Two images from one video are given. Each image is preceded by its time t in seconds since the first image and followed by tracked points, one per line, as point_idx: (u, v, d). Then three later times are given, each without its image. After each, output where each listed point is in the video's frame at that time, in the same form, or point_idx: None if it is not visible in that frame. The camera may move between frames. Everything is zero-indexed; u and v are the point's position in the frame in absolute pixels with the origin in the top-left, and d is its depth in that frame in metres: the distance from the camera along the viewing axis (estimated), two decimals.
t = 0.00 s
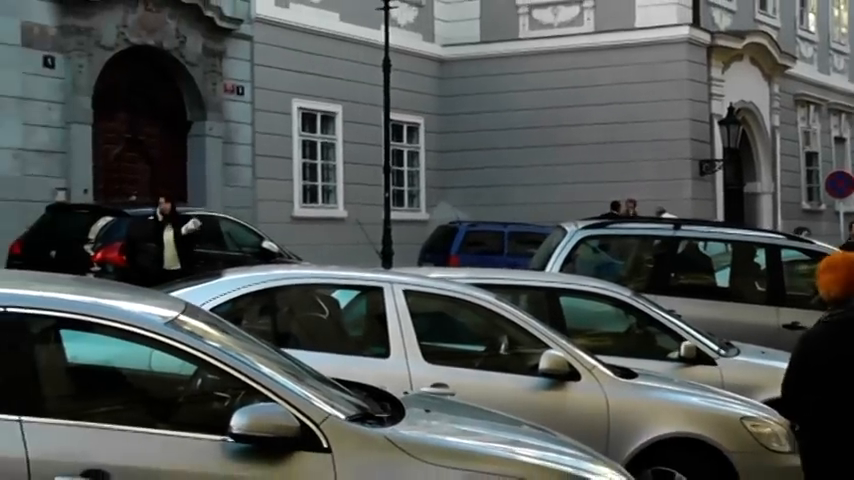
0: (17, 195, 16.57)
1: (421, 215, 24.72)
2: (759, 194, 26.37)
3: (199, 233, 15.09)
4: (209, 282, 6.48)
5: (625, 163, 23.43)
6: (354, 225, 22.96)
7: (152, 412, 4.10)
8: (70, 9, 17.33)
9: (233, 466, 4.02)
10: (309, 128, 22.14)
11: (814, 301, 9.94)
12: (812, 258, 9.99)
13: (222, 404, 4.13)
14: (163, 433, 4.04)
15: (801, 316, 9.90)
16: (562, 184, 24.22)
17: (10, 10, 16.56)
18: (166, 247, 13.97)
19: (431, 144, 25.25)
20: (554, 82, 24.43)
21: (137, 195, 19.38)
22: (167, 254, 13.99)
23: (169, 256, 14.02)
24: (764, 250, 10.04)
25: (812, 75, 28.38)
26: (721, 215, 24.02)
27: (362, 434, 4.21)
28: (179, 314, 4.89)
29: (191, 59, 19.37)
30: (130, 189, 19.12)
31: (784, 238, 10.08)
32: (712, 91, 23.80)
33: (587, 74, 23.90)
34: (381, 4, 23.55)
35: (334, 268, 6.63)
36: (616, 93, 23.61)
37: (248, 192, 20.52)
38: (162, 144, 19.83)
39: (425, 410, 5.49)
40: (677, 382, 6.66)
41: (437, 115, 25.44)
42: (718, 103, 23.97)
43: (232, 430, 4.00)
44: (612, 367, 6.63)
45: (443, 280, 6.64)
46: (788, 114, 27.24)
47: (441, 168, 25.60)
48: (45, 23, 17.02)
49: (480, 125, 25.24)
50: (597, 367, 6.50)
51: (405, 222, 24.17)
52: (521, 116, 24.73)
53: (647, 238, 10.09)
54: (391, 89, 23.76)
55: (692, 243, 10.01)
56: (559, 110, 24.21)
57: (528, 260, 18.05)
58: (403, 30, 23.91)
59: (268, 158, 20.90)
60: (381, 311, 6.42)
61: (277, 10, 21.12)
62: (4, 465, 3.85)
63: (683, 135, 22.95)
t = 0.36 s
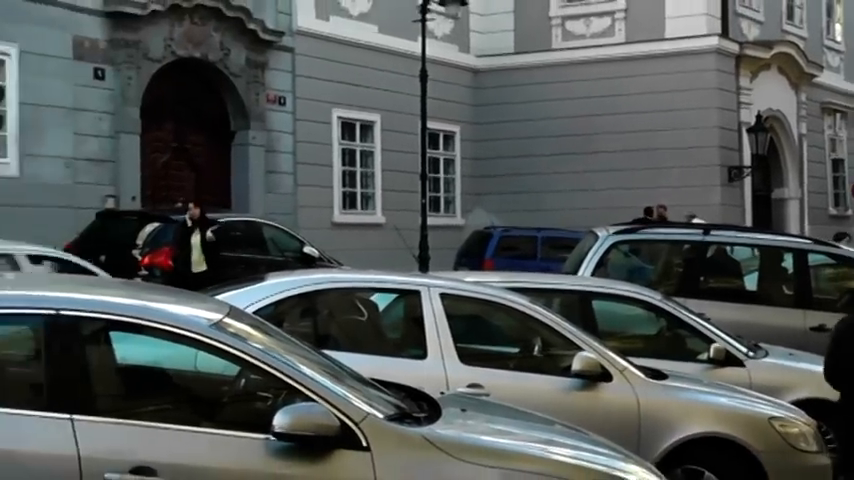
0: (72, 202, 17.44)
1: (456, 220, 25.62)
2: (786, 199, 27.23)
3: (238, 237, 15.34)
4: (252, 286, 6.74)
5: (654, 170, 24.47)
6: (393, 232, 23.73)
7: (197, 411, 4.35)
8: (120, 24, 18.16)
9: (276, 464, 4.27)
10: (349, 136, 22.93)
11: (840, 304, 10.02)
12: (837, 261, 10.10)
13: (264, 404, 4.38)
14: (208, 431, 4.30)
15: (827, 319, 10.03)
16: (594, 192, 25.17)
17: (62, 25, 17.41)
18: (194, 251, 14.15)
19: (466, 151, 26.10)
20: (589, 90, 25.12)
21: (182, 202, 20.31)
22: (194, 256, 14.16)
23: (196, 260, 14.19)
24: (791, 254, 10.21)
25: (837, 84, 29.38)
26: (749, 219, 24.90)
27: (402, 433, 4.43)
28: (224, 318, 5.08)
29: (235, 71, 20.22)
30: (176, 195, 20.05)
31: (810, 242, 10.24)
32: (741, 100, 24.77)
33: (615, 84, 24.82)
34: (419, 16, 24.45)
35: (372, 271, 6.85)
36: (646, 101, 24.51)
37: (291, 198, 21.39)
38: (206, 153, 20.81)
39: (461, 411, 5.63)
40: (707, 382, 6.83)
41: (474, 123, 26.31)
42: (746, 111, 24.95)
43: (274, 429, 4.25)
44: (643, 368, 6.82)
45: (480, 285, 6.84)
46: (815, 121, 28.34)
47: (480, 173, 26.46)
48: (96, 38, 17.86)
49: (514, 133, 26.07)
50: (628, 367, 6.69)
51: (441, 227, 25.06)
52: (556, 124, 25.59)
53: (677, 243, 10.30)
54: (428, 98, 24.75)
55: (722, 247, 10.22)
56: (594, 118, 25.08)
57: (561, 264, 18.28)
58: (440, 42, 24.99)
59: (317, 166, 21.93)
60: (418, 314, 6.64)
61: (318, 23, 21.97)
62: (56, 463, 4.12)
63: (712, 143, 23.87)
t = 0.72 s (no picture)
0: (121, 203, 18.31)
1: (492, 219, 26.39)
2: (816, 199, 27.66)
3: (282, 237, 15.52)
4: (295, 284, 7.00)
5: (684, 170, 25.11)
6: (431, 230, 24.72)
7: (242, 405, 4.56)
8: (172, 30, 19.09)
9: (318, 455, 4.47)
10: (389, 138, 23.83)
11: None
12: None
13: (308, 397, 4.59)
14: (253, 424, 4.50)
15: None
16: (628, 191, 25.84)
17: (115, 31, 18.25)
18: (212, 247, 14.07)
19: (503, 153, 26.93)
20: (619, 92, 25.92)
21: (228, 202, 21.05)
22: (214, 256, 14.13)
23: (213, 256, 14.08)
24: (821, 252, 10.37)
25: None
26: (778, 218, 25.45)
27: (442, 427, 4.63)
28: (268, 314, 5.27)
29: (280, 76, 21.02)
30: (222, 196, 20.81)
31: (840, 241, 10.42)
32: (770, 102, 25.39)
33: (649, 86, 25.50)
34: (457, 21, 25.29)
35: (409, 270, 7.09)
36: (672, 104, 25.30)
37: (332, 198, 22.26)
38: (253, 156, 21.60)
39: (498, 404, 5.80)
40: (738, 378, 7.00)
41: (509, 125, 27.14)
42: (776, 112, 25.52)
43: (317, 422, 4.45)
44: (675, 364, 6.99)
45: (517, 282, 7.05)
46: (844, 122, 28.86)
47: (513, 173, 27.22)
48: (145, 44, 18.68)
49: (548, 135, 26.80)
50: (661, 363, 6.88)
51: (481, 226, 25.75)
52: (593, 126, 26.27)
53: (709, 241, 10.46)
54: (467, 102, 25.56)
55: (752, 245, 10.38)
56: (626, 120, 25.82)
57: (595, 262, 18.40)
58: (476, 46, 25.62)
59: (357, 167, 22.82)
60: (456, 310, 6.87)
61: (361, 29, 22.87)
62: (108, 453, 4.34)
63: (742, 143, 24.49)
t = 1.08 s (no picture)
0: (166, 205, 18.87)
1: (525, 221, 26.70)
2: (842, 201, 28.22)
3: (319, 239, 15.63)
4: (333, 283, 7.24)
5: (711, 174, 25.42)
6: (465, 232, 25.27)
7: (283, 401, 4.78)
8: (212, 39, 19.56)
9: (357, 450, 4.68)
10: (424, 143, 24.38)
11: None
12: None
13: (347, 394, 4.80)
14: (294, 420, 4.72)
15: None
16: (654, 194, 26.11)
17: (162, 42, 18.86)
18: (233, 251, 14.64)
19: (535, 156, 27.29)
20: (649, 98, 26.10)
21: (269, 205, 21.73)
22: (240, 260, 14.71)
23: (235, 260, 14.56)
24: (846, 252, 10.52)
25: None
26: (804, 220, 25.71)
27: (476, 424, 4.83)
28: (310, 313, 5.47)
29: (318, 82, 21.60)
30: (262, 198, 21.48)
31: None
32: (796, 106, 25.69)
33: (678, 92, 25.73)
34: (490, 29, 25.78)
35: (443, 271, 7.32)
36: (700, 108, 25.57)
37: (370, 201, 22.83)
38: (290, 161, 22.28)
39: (530, 401, 5.97)
40: (766, 376, 7.16)
41: (540, 129, 27.38)
42: (801, 116, 25.84)
43: (356, 418, 4.66)
44: (703, 362, 7.18)
45: (549, 282, 7.24)
46: None
47: (544, 176, 27.47)
48: (190, 53, 19.28)
49: (576, 140, 27.05)
50: (689, 361, 7.06)
51: (513, 229, 26.15)
52: (623, 130, 26.47)
53: (737, 242, 10.60)
54: (499, 108, 25.92)
55: (779, 247, 10.56)
56: (659, 124, 26.03)
57: (624, 263, 18.56)
58: (509, 53, 26.08)
59: (394, 171, 23.40)
60: (489, 310, 7.08)
61: (396, 38, 23.39)
62: (158, 446, 4.57)
63: (770, 147, 24.72)
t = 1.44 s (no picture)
0: (210, 203, 19.12)
1: (558, 218, 27.21)
2: None
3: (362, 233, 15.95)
4: (373, 278, 7.55)
5: (741, 170, 25.79)
6: (498, 229, 25.51)
7: (323, 391, 5.01)
8: (252, 41, 19.79)
9: (393, 440, 4.89)
10: (459, 142, 24.61)
11: None
12: None
13: (385, 385, 5.03)
14: (333, 411, 4.94)
15: None
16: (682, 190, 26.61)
17: (203, 44, 19.07)
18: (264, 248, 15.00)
19: (568, 155, 27.77)
20: (678, 96, 26.51)
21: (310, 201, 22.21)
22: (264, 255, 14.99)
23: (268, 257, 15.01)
24: None
25: None
26: (832, 215, 25.99)
27: (509, 415, 5.02)
28: (348, 307, 5.68)
29: (356, 82, 21.79)
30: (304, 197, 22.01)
31: None
32: (823, 103, 25.96)
33: (702, 92, 26.16)
34: (523, 30, 26.12)
35: (478, 266, 7.54)
36: (728, 106, 25.86)
37: (406, 198, 23.09)
38: (332, 156, 22.70)
39: (562, 392, 6.14)
40: (793, 368, 7.32)
41: (571, 128, 27.80)
42: (829, 113, 26.11)
43: (394, 409, 4.86)
44: (732, 354, 7.34)
45: (580, 277, 7.46)
46: None
47: (577, 173, 27.95)
48: (232, 55, 19.52)
49: (609, 137, 27.47)
50: (719, 353, 7.22)
51: (545, 224, 26.66)
52: (653, 127, 26.93)
53: (765, 237, 10.77)
54: (531, 106, 26.39)
55: (808, 242, 10.70)
56: (690, 121, 26.40)
57: (654, 257, 18.73)
58: (541, 54, 26.58)
59: (431, 169, 23.70)
60: (523, 302, 7.29)
61: (431, 39, 23.60)
62: (200, 436, 4.83)
63: (797, 144, 24.99)
